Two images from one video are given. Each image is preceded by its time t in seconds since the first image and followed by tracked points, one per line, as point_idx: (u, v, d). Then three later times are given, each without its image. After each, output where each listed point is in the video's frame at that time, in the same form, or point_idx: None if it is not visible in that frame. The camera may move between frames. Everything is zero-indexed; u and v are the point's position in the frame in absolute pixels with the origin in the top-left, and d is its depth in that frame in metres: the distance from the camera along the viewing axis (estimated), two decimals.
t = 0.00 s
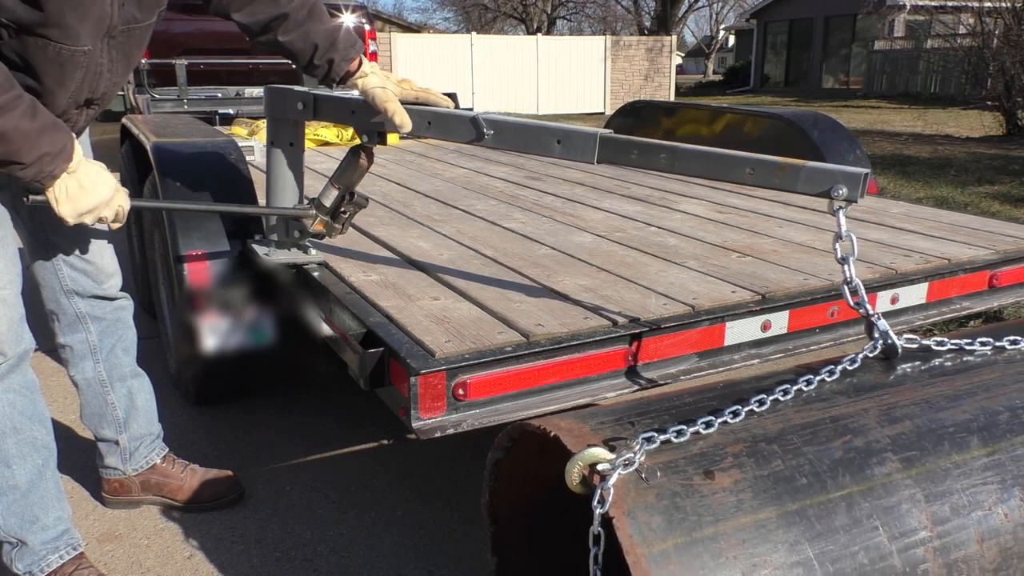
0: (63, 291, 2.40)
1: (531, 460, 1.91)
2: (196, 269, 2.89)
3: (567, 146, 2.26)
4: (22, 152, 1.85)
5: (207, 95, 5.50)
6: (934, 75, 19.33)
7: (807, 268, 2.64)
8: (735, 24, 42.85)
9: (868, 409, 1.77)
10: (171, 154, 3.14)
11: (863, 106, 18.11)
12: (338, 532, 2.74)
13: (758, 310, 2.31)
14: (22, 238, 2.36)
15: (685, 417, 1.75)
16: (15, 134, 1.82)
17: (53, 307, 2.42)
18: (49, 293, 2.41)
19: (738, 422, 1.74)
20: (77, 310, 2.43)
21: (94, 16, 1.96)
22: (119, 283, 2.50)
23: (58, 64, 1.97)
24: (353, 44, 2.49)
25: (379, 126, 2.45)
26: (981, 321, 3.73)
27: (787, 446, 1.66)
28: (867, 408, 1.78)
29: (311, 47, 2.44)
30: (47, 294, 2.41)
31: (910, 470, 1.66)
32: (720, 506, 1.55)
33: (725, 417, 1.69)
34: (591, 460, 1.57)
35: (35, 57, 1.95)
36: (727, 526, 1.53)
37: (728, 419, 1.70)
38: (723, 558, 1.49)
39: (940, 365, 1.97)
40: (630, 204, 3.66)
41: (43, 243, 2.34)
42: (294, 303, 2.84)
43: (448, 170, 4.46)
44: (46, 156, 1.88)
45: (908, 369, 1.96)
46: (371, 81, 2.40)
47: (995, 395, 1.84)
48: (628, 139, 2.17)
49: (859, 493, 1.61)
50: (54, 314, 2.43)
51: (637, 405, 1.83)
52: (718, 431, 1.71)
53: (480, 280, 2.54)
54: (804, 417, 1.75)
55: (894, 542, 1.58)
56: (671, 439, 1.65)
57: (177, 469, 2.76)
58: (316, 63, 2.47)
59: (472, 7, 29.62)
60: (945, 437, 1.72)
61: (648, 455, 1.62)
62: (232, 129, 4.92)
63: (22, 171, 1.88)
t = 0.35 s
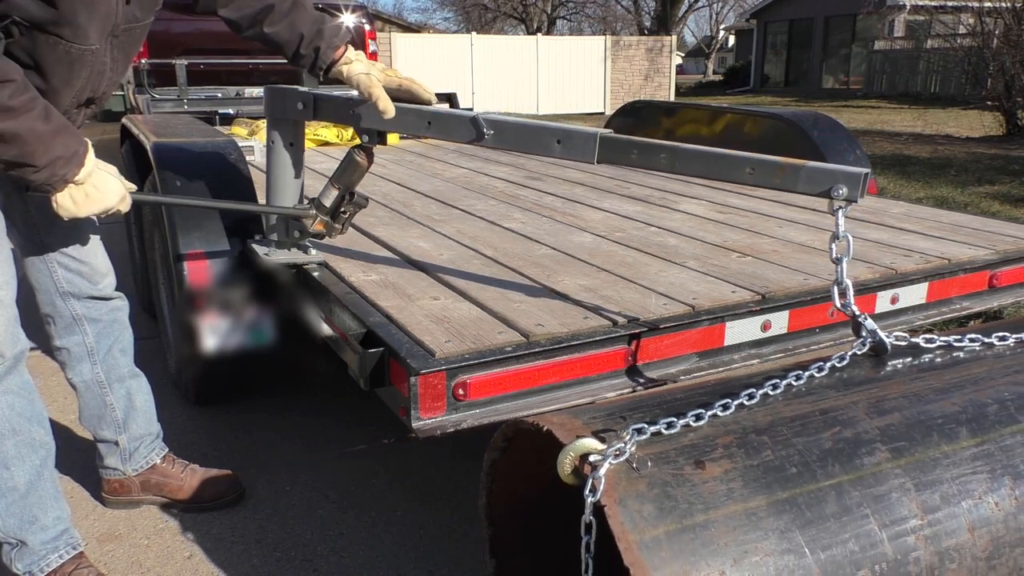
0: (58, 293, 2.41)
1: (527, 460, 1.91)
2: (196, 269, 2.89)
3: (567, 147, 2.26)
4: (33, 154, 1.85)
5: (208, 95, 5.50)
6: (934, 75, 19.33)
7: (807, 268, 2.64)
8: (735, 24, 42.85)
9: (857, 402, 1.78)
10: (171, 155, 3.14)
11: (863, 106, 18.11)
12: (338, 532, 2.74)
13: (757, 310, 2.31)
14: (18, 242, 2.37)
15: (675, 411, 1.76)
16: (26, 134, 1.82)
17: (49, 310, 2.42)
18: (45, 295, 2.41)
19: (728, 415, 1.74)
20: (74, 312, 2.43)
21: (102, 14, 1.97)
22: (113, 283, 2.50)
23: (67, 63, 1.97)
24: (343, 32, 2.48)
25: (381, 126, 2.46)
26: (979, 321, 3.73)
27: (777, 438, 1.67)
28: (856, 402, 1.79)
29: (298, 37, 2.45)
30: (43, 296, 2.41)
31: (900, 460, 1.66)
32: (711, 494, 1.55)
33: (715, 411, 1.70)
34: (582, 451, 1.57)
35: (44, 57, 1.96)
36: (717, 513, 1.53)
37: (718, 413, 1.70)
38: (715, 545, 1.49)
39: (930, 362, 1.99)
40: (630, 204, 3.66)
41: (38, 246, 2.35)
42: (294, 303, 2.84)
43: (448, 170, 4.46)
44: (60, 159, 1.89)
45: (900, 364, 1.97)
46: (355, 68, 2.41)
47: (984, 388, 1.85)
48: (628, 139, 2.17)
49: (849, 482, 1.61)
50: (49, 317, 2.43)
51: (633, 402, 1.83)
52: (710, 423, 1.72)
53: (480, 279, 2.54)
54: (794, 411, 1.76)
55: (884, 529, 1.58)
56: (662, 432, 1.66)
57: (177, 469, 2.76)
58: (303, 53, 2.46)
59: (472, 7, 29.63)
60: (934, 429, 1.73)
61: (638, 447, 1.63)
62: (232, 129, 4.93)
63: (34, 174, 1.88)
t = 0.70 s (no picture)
0: (76, 290, 2.42)
1: (524, 459, 1.91)
2: (196, 268, 2.87)
3: (568, 147, 2.26)
4: None
5: (208, 95, 5.50)
6: (935, 75, 19.33)
7: (807, 268, 2.64)
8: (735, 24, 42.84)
9: (850, 398, 1.79)
10: (171, 155, 3.14)
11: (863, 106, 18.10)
12: (339, 532, 2.74)
13: (758, 310, 2.31)
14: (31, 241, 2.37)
15: (670, 407, 1.76)
16: None
17: (62, 308, 2.43)
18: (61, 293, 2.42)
19: (723, 411, 1.74)
20: (87, 311, 2.44)
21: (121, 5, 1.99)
22: (127, 279, 2.51)
23: (80, 54, 1.96)
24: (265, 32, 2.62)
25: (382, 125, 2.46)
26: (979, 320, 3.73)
27: (771, 432, 1.67)
28: (850, 397, 1.79)
29: (226, 26, 2.55)
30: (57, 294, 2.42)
31: (893, 454, 1.67)
32: (705, 488, 1.55)
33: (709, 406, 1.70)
34: (576, 446, 1.58)
35: (69, 48, 1.95)
36: (711, 507, 1.53)
37: (712, 408, 1.70)
38: (710, 538, 1.50)
39: (924, 358, 1.99)
40: (630, 204, 3.66)
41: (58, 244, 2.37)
42: (295, 302, 2.84)
43: (448, 170, 4.46)
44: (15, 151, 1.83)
45: (896, 361, 1.97)
46: (271, 62, 2.57)
47: (977, 383, 1.86)
48: (629, 139, 2.17)
49: (843, 476, 1.62)
50: (62, 315, 2.44)
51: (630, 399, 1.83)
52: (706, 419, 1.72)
53: (480, 279, 2.54)
54: (788, 406, 1.76)
55: (879, 522, 1.58)
56: (656, 427, 1.65)
57: (177, 469, 2.76)
58: (228, 43, 2.58)
59: (472, 7, 29.62)
60: (927, 423, 1.74)
61: (633, 441, 1.63)
62: (232, 129, 4.93)
63: None
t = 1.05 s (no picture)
0: (81, 282, 2.44)
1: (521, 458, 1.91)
2: (196, 268, 2.87)
3: (567, 147, 2.26)
4: (240, 182, 2.08)
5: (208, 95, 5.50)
6: (935, 75, 19.33)
7: (807, 268, 2.64)
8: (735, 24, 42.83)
9: (845, 395, 1.79)
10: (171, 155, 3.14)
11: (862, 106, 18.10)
12: (338, 532, 2.74)
13: (758, 310, 2.31)
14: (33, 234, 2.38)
15: (665, 404, 1.76)
16: (241, 161, 2.08)
17: (67, 301, 2.44)
18: (66, 286, 2.43)
19: (718, 408, 1.74)
20: (92, 304, 2.46)
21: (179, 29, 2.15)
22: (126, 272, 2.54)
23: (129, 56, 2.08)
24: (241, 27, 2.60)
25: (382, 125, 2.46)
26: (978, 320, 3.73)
27: (766, 428, 1.67)
28: (844, 394, 1.80)
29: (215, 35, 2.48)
30: (62, 287, 2.44)
31: (888, 449, 1.67)
32: (700, 482, 1.56)
33: (705, 403, 1.70)
34: (572, 442, 1.57)
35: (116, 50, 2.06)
36: (706, 501, 1.53)
37: (708, 404, 1.70)
38: (705, 532, 1.49)
39: (919, 356, 1.99)
40: (630, 204, 3.66)
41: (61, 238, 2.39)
42: (294, 302, 2.84)
43: (448, 170, 4.46)
44: (266, 181, 2.13)
45: (891, 359, 1.97)
46: (258, 70, 2.57)
47: (971, 380, 1.87)
48: (628, 139, 2.17)
49: (838, 470, 1.62)
50: (66, 307, 2.45)
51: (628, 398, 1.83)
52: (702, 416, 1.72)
53: (479, 279, 2.54)
54: (783, 403, 1.76)
55: (873, 516, 1.58)
56: (651, 424, 1.66)
57: (177, 467, 2.76)
58: (217, 52, 2.51)
59: (472, 7, 29.62)
60: (922, 419, 1.74)
61: (629, 438, 1.63)
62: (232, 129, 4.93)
63: (242, 209, 2.09)
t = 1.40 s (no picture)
0: (107, 271, 2.43)
1: (521, 459, 1.91)
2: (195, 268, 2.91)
3: (567, 146, 2.26)
4: (372, 182, 2.07)
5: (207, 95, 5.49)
6: (935, 75, 19.33)
7: (806, 268, 2.64)
8: (736, 24, 42.83)
9: (841, 392, 1.79)
10: (170, 154, 3.13)
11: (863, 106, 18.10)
12: (338, 532, 2.74)
13: (757, 310, 2.30)
14: (56, 222, 2.36)
15: (662, 402, 1.76)
16: (371, 163, 2.08)
17: (92, 289, 2.44)
18: (93, 274, 2.42)
19: (714, 405, 1.74)
20: (116, 292, 2.46)
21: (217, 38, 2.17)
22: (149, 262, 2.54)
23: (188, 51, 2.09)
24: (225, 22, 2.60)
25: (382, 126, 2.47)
26: (978, 319, 3.73)
27: (762, 425, 1.67)
28: (840, 391, 1.79)
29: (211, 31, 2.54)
30: (88, 275, 2.42)
31: (884, 445, 1.67)
32: (697, 478, 1.55)
33: (701, 401, 1.70)
34: (569, 439, 1.56)
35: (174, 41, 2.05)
36: (703, 496, 1.53)
37: (705, 403, 1.69)
38: (702, 527, 1.49)
39: (915, 354, 1.99)
40: (630, 204, 3.66)
41: (85, 224, 2.38)
42: (293, 302, 2.84)
43: (448, 170, 4.46)
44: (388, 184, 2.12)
45: (888, 358, 1.97)
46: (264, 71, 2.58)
47: (968, 377, 1.87)
48: (628, 139, 2.17)
49: (834, 466, 1.62)
50: (89, 295, 2.45)
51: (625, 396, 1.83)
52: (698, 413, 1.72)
53: (479, 279, 2.54)
54: (780, 401, 1.76)
55: (870, 512, 1.58)
56: (648, 421, 1.66)
57: (178, 467, 2.76)
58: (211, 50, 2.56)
59: (472, 7, 29.61)
60: (918, 415, 1.74)
61: (625, 435, 1.63)
62: (231, 129, 4.93)
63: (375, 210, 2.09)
